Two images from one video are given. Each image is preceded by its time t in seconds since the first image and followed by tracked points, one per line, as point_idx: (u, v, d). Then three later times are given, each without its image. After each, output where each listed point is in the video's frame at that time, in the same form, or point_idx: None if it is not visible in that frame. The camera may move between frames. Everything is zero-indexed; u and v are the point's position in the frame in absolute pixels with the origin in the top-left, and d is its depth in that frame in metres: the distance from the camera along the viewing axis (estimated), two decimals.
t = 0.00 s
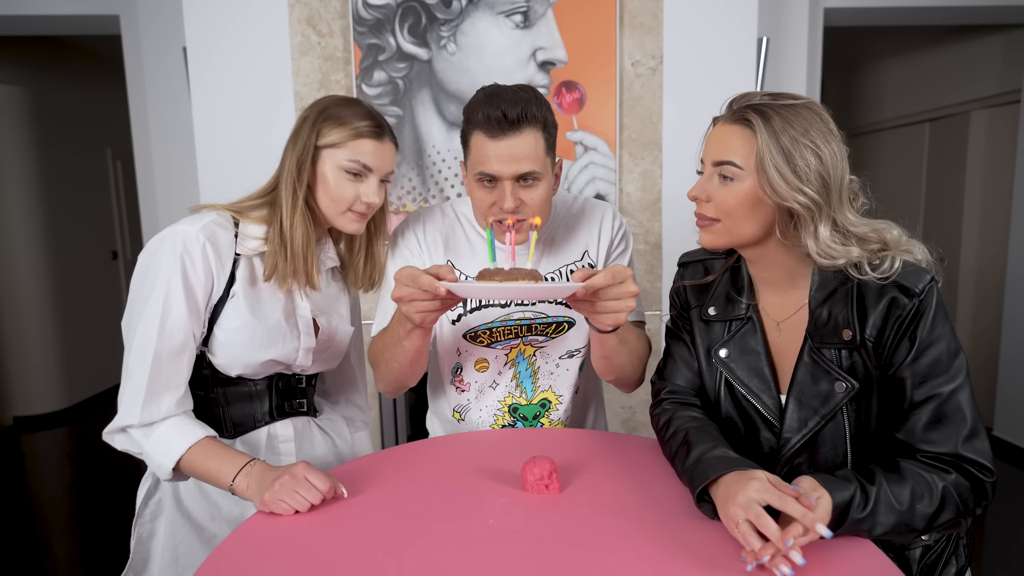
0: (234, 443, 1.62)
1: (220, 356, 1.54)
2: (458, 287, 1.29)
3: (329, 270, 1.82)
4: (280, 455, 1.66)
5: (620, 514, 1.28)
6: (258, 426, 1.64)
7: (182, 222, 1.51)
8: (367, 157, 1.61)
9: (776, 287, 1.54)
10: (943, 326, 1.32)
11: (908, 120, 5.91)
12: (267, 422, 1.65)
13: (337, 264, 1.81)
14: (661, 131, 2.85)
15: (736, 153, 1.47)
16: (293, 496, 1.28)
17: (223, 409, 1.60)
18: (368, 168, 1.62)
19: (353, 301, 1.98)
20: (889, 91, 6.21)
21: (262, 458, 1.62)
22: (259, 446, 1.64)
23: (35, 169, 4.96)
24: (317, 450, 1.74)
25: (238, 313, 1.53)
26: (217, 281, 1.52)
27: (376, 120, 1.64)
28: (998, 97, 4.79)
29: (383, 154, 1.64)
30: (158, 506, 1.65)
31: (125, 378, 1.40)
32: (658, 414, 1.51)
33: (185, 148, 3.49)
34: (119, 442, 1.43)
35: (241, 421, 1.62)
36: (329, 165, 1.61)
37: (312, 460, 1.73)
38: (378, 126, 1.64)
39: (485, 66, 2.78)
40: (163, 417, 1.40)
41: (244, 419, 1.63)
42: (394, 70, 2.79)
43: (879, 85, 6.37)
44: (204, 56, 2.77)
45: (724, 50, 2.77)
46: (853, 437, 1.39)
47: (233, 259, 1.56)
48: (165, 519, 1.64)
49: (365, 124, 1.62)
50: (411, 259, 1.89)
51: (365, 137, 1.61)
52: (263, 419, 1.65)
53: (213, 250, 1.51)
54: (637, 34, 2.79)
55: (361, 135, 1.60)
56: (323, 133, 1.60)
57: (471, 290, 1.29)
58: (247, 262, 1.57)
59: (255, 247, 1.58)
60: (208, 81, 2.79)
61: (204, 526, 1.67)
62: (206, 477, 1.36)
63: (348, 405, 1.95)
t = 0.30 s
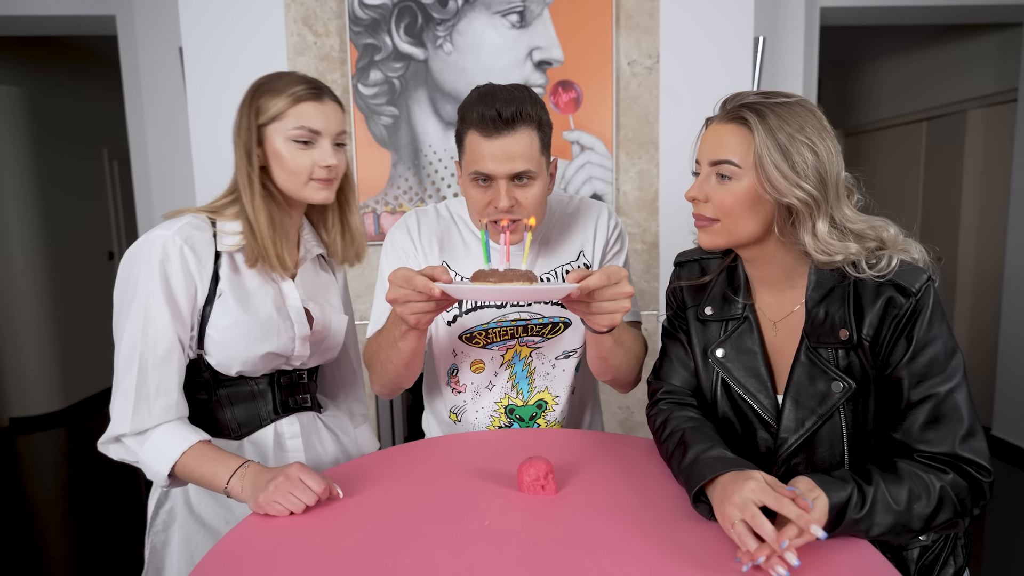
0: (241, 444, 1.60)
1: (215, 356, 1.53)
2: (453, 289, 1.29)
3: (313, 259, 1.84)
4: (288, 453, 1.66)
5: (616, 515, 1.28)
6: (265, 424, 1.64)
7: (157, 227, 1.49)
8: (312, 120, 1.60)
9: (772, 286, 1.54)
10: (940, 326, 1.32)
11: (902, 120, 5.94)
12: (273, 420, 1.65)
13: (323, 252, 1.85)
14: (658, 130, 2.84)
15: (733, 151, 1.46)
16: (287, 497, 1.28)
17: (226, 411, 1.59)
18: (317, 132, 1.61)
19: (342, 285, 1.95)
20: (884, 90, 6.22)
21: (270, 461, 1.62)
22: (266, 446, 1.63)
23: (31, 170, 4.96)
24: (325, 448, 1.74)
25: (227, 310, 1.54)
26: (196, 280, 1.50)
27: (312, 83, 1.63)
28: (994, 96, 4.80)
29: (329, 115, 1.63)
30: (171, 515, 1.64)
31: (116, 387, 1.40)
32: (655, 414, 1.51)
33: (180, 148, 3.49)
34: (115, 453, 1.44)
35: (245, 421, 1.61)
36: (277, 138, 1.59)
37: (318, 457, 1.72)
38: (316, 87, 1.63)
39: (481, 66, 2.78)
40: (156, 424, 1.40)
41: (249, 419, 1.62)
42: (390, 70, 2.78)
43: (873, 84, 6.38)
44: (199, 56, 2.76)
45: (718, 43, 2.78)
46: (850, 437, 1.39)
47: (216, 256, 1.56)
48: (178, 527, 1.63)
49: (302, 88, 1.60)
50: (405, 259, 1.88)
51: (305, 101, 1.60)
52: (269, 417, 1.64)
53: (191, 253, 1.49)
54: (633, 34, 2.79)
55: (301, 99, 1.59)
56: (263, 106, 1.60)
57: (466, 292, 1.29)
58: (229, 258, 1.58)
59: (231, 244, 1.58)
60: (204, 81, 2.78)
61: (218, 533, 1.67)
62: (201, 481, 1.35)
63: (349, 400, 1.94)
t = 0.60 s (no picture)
0: (234, 462, 1.47)
1: (193, 368, 1.41)
2: (451, 292, 1.17)
3: (277, 254, 1.73)
4: (286, 466, 1.53)
5: (623, 538, 1.16)
6: (258, 436, 1.50)
7: (109, 239, 1.38)
8: (241, 107, 1.48)
9: (798, 287, 1.42)
10: (983, 331, 1.20)
11: (947, 102, 5.87)
12: (266, 431, 1.51)
13: (287, 247, 1.73)
14: (673, 116, 2.67)
15: (757, 140, 1.35)
16: (265, 519, 1.17)
17: (213, 427, 1.46)
18: (248, 120, 1.50)
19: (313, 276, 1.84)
20: (920, 73, 6.13)
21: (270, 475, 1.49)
22: (264, 463, 1.49)
23: None
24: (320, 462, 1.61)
25: (200, 317, 1.42)
26: (155, 288, 1.39)
27: (235, 65, 1.50)
28: None
29: (258, 98, 1.51)
30: (169, 548, 1.50)
31: (77, 414, 1.31)
32: (670, 429, 1.39)
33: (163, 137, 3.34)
34: (81, 485, 1.34)
35: (236, 435, 1.47)
36: (207, 131, 1.48)
37: (316, 468, 1.60)
38: (240, 69, 1.50)
39: (479, 45, 2.57)
40: (119, 451, 1.30)
41: (240, 433, 1.48)
42: (379, 49, 2.57)
43: (911, 64, 6.23)
44: (172, 33, 2.54)
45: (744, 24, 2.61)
46: (883, 453, 1.27)
47: (172, 260, 1.44)
48: (178, 560, 1.49)
49: (225, 72, 1.48)
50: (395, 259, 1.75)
51: (232, 86, 1.48)
52: (261, 428, 1.50)
53: (148, 263, 1.39)
54: (645, 11, 2.63)
55: (226, 84, 1.48)
56: (185, 97, 1.49)
57: (466, 295, 1.17)
58: (187, 260, 1.46)
59: (187, 247, 1.46)
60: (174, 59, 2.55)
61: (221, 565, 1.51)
62: (171, 506, 1.26)
63: (336, 408, 1.81)
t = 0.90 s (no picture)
0: (233, 473, 1.43)
1: (188, 376, 1.36)
2: (456, 298, 1.12)
3: (271, 259, 1.69)
4: (286, 476, 1.48)
5: (631, 554, 1.11)
6: (256, 446, 1.45)
7: (100, 245, 1.33)
8: (223, 111, 1.44)
9: (815, 295, 1.37)
10: (1006, 342, 1.15)
11: (972, 100, 5.79)
12: (265, 440, 1.46)
13: (280, 251, 1.69)
14: (685, 114, 2.61)
15: (773, 141, 1.29)
16: (260, 533, 1.12)
17: (210, 438, 1.41)
18: (229, 124, 1.45)
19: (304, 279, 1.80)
20: (946, 72, 6.05)
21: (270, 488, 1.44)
22: (264, 473, 1.44)
23: None
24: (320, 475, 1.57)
25: (194, 323, 1.38)
26: (145, 295, 1.34)
27: (213, 66, 1.46)
28: None
29: (239, 100, 1.46)
30: (166, 564, 1.45)
31: (68, 425, 1.26)
32: (680, 442, 1.34)
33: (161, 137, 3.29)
34: (72, 498, 1.29)
35: (234, 446, 1.43)
36: (188, 136, 1.44)
37: (317, 479, 1.55)
38: (219, 70, 1.46)
39: (483, 39, 2.51)
40: (110, 464, 1.25)
41: (238, 444, 1.43)
42: (378, 44, 2.51)
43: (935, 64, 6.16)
44: (164, 28, 2.48)
45: (762, 23, 2.55)
46: (903, 468, 1.22)
47: (165, 266, 1.39)
48: None
49: (204, 74, 1.44)
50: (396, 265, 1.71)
51: (212, 88, 1.44)
52: (260, 439, 1.46)
53: (140, 269, 1.34)
54: (657, 5, 2.57)
55: (206, 86, 1.43)
56: (164, 101, 1.44)
57: (472, 302, 1.12)
58: (180, 267, 1.41)
59: (178, 252, 1.41)
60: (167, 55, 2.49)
61: None
62: (164, 521, 1.21)
63: (330, 420, 1.76)
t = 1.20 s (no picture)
0: (230, 473, 1.44)
1: (189, 377, 1.38)
2: (456, 301, 1.14)
3: (272, 262, 1.71)
4: (284, 478, 1.50)
5: (628, 553, 1.13)
6: (254, 448, 1.47)
7: (102, 247, 1.35)
8: (228, 117, 1.46)
9: (810, 298, 1.40)
10: (997, 345, 1.17)
11: (971, 104, 5.81)
12: (262, 442, 1.48)
13: (281, 254, 1.71)
14: (683, 118, 2.63)
15: (768, 146, 1.32)
16: (262, 532, 1.14)
17: (209, 439, 1.43)
18: (233, 130, 1.47)
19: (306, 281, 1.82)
20: (945, 75, 6.08)
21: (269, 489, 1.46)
22: (261, 474, 1.46)
23: None
24: (319, 476, 1.58)
25: (194, 325, 1.39)
26: (145, 296, 1.36)
27: (219, 72, 1.47)
28: None
29: (243, 106, 1.48)
30: (166, 563, 1.47)
31: (73, 423, 1.28)
32: (676, 442, 1.37)
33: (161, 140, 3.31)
34: (76, 496, 1.31)
35: (233, 447, 1.44)
36: (193, 141, 1.46)
37: (315, 479, 1.57)
38: (224, 77, 1.48)
39: (483, 44, 2.53)
40: (114, 463, 1.27)
41: (236, 445, 1.45)
42: (378, 48, 2.53)
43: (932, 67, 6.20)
44: (166, 32, 2.50)
45: (761, 28, 2.57)
46: (896, 468, 1.25)
47: (165, 269, 1.41)
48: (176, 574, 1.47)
49: (210, 80, 1.46)
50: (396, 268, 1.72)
51: (218, 95, 1.46)
52: (257, 440, 1.47)
53: (141, 271, 1.36)
54: (656, 9, 2.59)
55: (211, 92, 1.45)
56: (170, 106, 1.46)
57: (471, 305, 1.14)
58: (180, 270, 1.43)
59: (178, 255, 1.43)
60: (168, 59, 2.51)
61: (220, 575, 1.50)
62: (167, 520, 1.23)
63: (331, 421, 1.77)
